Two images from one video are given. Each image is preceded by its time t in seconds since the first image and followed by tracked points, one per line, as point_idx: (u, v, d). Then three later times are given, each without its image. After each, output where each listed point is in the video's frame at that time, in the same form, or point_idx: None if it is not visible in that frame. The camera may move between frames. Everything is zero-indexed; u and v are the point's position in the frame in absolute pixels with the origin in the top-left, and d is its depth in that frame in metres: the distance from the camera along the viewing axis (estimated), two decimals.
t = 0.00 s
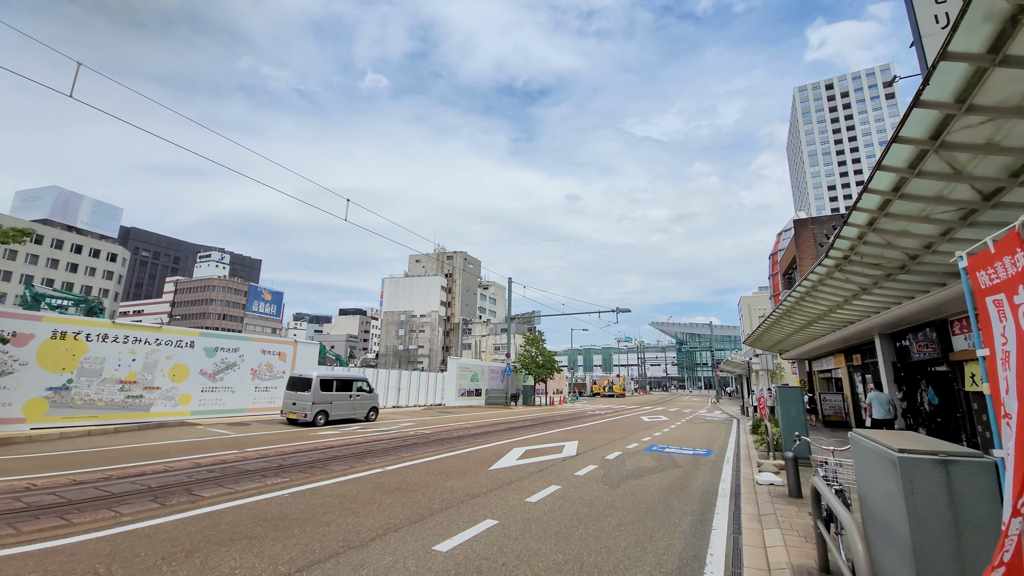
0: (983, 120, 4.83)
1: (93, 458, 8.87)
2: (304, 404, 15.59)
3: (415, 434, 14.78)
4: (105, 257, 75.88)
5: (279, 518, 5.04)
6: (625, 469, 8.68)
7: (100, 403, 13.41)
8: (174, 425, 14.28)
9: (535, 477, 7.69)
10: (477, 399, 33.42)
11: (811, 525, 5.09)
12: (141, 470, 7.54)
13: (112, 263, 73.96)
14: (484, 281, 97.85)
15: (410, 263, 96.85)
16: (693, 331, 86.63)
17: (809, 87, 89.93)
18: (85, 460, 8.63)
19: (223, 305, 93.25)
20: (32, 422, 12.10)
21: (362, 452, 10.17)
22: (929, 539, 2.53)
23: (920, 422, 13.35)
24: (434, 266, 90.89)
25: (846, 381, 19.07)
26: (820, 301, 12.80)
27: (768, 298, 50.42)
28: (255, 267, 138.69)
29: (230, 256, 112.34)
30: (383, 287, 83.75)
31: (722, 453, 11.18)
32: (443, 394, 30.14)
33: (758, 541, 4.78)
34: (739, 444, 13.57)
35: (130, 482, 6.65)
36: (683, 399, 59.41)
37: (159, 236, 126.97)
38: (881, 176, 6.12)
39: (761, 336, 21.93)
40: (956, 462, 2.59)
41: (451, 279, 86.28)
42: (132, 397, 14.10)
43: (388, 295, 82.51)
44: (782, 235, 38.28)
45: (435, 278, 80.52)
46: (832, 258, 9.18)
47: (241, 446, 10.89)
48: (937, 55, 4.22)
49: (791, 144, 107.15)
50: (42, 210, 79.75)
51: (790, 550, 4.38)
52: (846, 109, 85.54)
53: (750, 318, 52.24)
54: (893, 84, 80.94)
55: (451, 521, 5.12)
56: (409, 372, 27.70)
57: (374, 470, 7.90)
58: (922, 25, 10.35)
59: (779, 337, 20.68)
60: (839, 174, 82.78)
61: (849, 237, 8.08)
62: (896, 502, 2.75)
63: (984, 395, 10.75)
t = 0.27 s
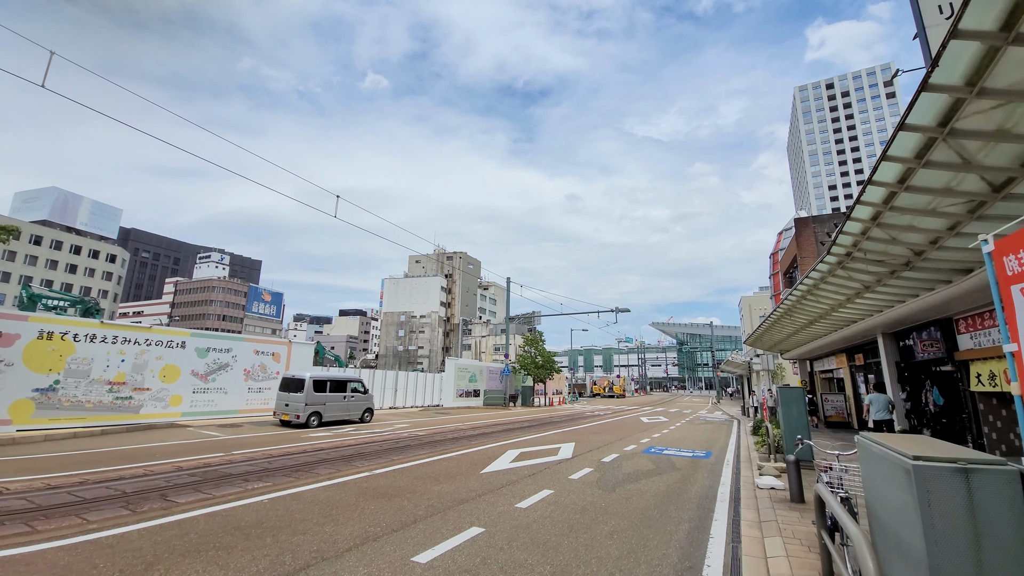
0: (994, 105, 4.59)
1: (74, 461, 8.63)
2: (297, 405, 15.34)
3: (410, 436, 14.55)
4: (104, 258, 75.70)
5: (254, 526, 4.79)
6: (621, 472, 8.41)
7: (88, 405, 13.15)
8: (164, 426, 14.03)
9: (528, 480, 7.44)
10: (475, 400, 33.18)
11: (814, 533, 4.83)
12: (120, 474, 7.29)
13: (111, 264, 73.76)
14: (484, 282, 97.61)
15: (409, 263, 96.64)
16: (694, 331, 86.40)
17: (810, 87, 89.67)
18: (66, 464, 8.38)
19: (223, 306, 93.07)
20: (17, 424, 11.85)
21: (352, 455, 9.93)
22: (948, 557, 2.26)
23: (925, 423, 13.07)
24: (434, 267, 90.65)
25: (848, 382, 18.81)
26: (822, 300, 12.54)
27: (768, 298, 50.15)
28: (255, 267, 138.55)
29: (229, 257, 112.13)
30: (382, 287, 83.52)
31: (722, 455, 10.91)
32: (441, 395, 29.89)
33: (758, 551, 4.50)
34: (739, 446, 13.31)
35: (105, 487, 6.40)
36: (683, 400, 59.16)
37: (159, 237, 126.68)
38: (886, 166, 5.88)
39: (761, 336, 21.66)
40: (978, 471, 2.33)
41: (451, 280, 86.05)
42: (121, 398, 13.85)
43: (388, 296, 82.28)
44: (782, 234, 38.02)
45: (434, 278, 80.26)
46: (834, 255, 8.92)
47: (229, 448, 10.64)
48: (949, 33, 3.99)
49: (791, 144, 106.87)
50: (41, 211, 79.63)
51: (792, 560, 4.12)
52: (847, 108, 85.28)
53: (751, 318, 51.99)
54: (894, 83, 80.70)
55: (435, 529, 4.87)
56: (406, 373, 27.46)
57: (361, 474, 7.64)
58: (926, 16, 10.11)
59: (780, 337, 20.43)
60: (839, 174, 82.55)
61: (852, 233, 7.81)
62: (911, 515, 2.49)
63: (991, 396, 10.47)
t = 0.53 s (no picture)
0: (1009, 87, 4.34)
1: (56, 463, 8.41)
2: (291, 404, 15.12)
3: (405, 436, 14.33)
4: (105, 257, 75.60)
5: (226, 533, 4.55)
6: (618, 474, 8.16)
7: (78, 404, 12.95)
8: (156, 426, 13.83)
9: (520, 483, 7.19)
10: (474, 399, 32.95)
11: (817, 540, 4.57)
12: (99, 476, 7.05)
13: (112, 263, 73.65)
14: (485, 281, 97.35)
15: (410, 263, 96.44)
16: (695, 331, 86.06)
17: (812, 85, 89.14)
18: (47, 465, 8.16)
19: (224, 305, 92.99)
20: (5, 424, 11.67)
21: (342, 456, 9.70)
22: None
23: (931, 423, 12.78)
24: (435, 266, 90.42)
25: (851, 381, 18.52)
26: (825, 298, 12.27)
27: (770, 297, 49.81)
28: (256, 267, 138.52)
29: (230, 256, 112.02)
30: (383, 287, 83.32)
31: (722, 456, 10.65)
32: (440, 394, 29.66)
33: (758, 560, 4.24)
34: (740, 446, 13.05)
35: (80, 490, 6.17)
36: (684, 399, 58.89)
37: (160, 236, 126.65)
38: (893, 156, 5.62)
39: (763, 335, 21.38)
40: (1003, 481, 2.07)
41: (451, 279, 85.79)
42: (112, 397, 13.66)
43: (388, 295, 82.09)
44: (784, 232, 37.69)
45: (435, 277, 80.00)
46: (838, 251, 8.65)
47: (218, 449, 10.42)
48: (962, 6, 3.78)
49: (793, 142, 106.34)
50: (41, 210, 79.52)
51: (794, 571, 3.86)
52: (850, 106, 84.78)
53: (753, 317, 51.65)
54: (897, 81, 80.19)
55: (418, 535, 4.63)
56: (404, 372, 27.23)
57: (348, 476, 7.39)
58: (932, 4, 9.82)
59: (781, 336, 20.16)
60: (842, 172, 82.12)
61: (856, 227, 7.55)
62: (926, 529, 2.24)
63: (999, 395, 10.20)
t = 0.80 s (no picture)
0: None
1: (34, 467, 8.15)
2: (283, 406, 14.87)
3: (399, 438, 14.09)
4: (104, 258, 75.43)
5: (193, 546, 4.27)
6: (614, 479, 7.89)
7: (66, 406, 12.72)
8: (145, 428, 13.58)
9: (511, 489, 6.94)
10: (472, 400, 32.69)
11: (821, 553, 4.31)
12: (74, 482, 6.79)
13: (111, 263, 73.45)
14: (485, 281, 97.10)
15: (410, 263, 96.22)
16: (696, 331, 85.73)
17: (813, 85, 88.84)
18: (25, 469, 7.91)
19: (223, 306, 92.75)
20: None
21: (331, 459, 9.44)
22: None
23: (935, 425, 12.47)
24: (435, 267, 90.17)
25: (853, 382, 18.24)
26: (826, 298, 12.01)
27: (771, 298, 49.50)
28: (256, 267, 138.40)
29: (230, 256, 111.82)
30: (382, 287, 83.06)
31: (721, 460, 10.37)
32: (437, 395, 29.39)
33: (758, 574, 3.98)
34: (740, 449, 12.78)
35: (50, 498, 5.91)
36: (685, 400, 58.59)
37: (159, 237, 126.48)
38: (899, 147, 5.36)
39: (764, 336, 21.11)
40: None
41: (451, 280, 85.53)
42: (101, 399, 13.41)
43: (388, 296, 81.84)
44: (785, 232, 37.41)
45: (434, 278, 79.75)
46: (840, 248, 8.38)
47: (204, 452, 10.17)
48: None
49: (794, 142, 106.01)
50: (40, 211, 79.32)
51: None
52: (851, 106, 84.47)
53: (754, 318, 51.35)
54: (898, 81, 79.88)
55: (398, 547, 4.37)
56: (401, 373, 26.97)
57: (333, 481, 7.13)
58: None
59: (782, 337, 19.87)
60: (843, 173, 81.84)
61: (860, 223, 7.28)
62: (947, 556, 1.98)
63: (1006, 397, 9.92)
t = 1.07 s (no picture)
0: None
1: (14, 467, 7.91)
2: (275, 405, 14.62)
3: (393, 438, 13.85)
4: (103, 256, 75.21)
5: (159, 553, 4.03)
6: (610, 480, 7.65)
7: (53, 404, 12.49)
8: (134, 427, 13.34)
9: (503, 491, 6.69)
10: (471, 400, 32.45)
11: (826, 561, 4.06)
12: (50, 483, 6.56)
13: (110, 262, 73.20)
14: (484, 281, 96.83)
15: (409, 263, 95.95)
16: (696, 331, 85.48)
17: (814, 83, 88.52)
18: (4, 470, 7.67)
19: (223, 305, 92.50)
20: None
21: (320, 460, 9.20)
22: None
23: (939, 425, 11.99)
24: (434, 266, 89.90)
25: (855, 381, 17.99)
26: (828, 296, 11.77)
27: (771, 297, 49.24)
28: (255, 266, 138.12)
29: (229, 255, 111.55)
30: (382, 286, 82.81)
31: (721, 460, 10.13)
32: (435, 394, 29.15)
33: None
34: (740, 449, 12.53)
35: (22, 499, 5.67)
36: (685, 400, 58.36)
37: (158, 235, 126.08)
38: (908, 134, 5.11)
39: (764, 335, 20.85)
40: None
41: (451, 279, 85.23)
42: (89, 398, 13.18)
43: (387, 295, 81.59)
44: (785, 231, 37.16)
45: (434, 277, 79.49)
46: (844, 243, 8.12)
47: (192, 452, 9.93)
48: None
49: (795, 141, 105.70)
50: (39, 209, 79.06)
51: None
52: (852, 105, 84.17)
53: (754, 317, 51.11)
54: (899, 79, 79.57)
55: (378, 554, 4.13)
56: (398, 372, 26.72)
57: (319, 483, 6.88)
58: None
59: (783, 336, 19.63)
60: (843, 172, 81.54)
61: (865, 217, 7.03)
62: None
63: (1012, 397, 9.66)
